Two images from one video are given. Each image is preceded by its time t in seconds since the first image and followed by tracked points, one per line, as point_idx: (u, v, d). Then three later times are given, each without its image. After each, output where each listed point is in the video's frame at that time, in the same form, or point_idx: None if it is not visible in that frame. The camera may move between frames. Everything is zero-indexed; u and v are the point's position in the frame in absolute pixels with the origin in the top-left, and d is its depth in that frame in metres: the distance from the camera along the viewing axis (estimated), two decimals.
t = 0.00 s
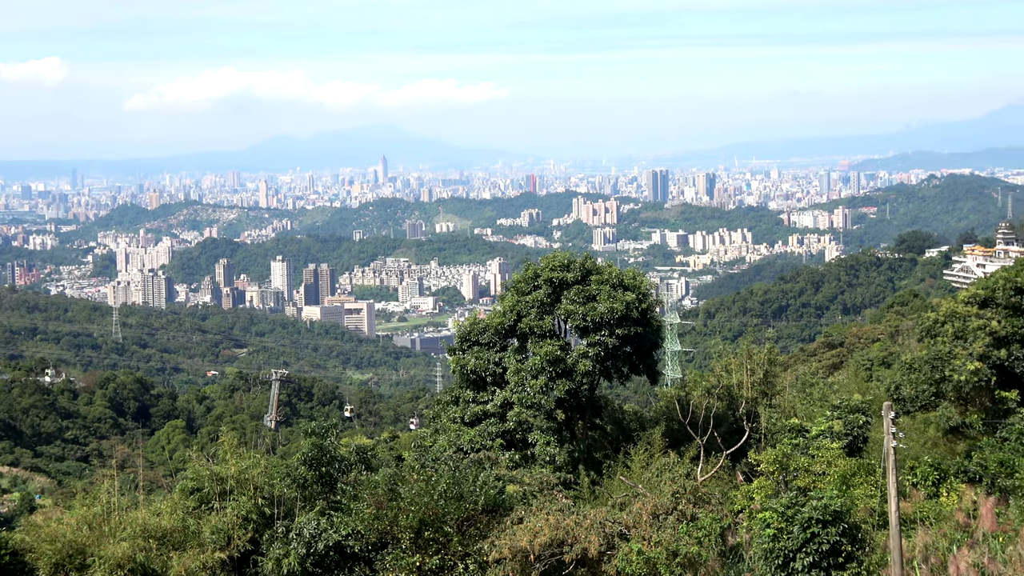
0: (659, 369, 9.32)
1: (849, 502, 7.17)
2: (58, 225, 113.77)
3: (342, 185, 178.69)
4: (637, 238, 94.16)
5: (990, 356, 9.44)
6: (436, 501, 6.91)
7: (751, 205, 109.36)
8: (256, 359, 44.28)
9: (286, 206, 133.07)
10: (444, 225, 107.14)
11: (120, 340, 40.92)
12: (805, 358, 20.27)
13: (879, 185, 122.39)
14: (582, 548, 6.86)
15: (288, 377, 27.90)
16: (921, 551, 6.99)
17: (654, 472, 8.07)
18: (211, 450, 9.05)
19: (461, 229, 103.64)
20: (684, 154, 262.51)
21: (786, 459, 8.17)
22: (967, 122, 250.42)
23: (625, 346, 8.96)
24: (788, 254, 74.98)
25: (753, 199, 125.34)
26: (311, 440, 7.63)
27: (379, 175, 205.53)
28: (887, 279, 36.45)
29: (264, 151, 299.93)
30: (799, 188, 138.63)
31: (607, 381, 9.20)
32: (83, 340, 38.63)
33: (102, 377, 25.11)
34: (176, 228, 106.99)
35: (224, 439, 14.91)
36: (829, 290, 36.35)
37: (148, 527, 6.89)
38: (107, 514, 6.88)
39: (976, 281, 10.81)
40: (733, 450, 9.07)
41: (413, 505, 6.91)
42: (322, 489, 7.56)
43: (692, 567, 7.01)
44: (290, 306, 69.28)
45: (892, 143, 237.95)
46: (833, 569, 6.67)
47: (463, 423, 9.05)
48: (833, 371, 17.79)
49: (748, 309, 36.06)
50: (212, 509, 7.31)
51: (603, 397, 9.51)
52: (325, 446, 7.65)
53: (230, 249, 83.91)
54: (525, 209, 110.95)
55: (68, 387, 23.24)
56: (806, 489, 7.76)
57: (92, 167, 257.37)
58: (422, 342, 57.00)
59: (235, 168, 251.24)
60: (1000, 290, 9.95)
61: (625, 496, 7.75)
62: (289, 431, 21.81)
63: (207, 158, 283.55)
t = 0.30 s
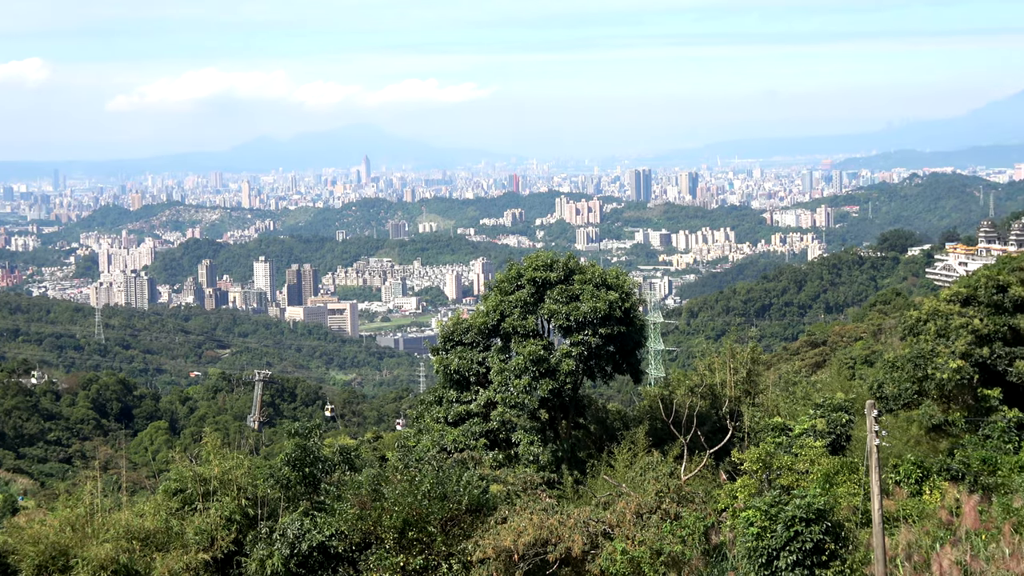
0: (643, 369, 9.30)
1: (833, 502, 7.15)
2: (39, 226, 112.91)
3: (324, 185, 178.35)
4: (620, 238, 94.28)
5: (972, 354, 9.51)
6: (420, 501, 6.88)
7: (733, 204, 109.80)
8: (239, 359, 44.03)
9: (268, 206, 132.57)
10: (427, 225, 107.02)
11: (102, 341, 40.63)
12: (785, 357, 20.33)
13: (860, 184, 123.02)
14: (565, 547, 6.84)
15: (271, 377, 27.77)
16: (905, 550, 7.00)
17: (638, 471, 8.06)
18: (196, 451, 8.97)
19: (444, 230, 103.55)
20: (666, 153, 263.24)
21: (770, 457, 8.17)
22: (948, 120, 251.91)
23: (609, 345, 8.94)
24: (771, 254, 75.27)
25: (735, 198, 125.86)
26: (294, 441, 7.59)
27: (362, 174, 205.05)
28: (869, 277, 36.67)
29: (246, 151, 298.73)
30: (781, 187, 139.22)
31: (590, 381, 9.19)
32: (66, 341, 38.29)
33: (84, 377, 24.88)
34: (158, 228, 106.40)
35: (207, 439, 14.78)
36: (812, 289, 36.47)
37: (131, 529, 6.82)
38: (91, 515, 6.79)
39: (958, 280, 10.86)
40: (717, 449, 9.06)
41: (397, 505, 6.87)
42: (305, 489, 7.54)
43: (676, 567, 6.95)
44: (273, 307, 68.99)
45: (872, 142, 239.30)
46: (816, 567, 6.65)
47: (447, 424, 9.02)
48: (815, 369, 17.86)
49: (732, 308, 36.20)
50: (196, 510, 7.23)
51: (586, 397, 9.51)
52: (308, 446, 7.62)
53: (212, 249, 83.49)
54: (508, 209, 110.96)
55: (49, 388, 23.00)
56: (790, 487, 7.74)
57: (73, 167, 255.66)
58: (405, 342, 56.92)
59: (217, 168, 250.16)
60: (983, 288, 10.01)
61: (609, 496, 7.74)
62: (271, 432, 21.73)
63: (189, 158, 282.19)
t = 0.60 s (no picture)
0: (625, 367, 9.28)
1: (816, 499, 7.17)
2: (19, 225, 111.94)
3: (306, 184, 177.61)
4: (603, 236, 94.37)
5: (953, 351, 9.56)
6: (402, 500, 6.85)
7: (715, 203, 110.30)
8: (221, 359, 43.76)
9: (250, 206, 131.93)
10: (409, 223, 106.79)
11: (84, 340, 40.30)
12: (769, 355, 20.38)
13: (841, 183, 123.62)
14: (549, 545, 6.79)
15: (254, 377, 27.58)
16: (887, 547, 7.02)
17: (620, 469, 8.05)
18: (178, 451, 8.87)
19: (426, 228, 103.40)
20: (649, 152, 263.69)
21: (753, 455, 8.16)
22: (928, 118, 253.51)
23: (590, 344, 8.92)
24: (753, 251, 75.51)
25: (718, 197, 126.24)
26: (276, 439, 7.53)
27: (345, 174, 204.29)
28: (851, 275, 36.83)
29: (228, 151, 297.17)
30: (763, 185, 139.66)
31: (572, 379, 9.17)
32: (47, 341, 37.94)
33: (66, 378, 24.65)
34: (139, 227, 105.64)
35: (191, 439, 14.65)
36: (794, 287, 36.60)
37: (113, 529, 6.75)
38: (73, 515, 6.70)
39: (939, 277, 10.92)
40: (699, 447, 9.04)
41: (380, 504, 6.83)
42: (288, 488, 7.47)
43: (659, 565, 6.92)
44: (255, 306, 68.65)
45: (854, 140, 240.55)
46: (800, 565, 6.65)
47: (429, 422, 8.97)
48: (798, 367, 17.91)
49: (713, 306, 36.26)
50: (178, 509, 7.16)
51: (569, 395, 9.48)
52: (290, 446, 7.56)
53: (194, 249, 83.02)
54: (490, 207, 110.87)
55: (30, 388, 22.79)
56: (772, 484, 7.76)
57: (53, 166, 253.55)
58: (388, 340, 56.78)
59: (198, 168, 248.78)
60: (963, 286, 10.05)
61: (591, 494, 7.73)
62: (254, 432, 21.62)
63: (170, 158, 280.42)
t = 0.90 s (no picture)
0: (607, 365, 9.28)
1: (797, 497, 7.18)
2: None
3: (288, 182, 177.01)
4: (585, 234, 94.46)
5: (935, 349, 9.60)
6: (385, 498, 6.81)
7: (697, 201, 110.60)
8: (203, 357, 43.51)
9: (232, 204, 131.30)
10: (391, 222, 106.61)
11: (65, 339, 39.97)
12: (752, 353, 20.45)
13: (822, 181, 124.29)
14: (531, 544, 6.75)
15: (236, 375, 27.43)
16: (868, 544, 7.04)
17: (603, 467, 8.02)
18: (158, 450, 8.76)
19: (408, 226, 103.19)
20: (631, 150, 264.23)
21: (735, 453, 8.17)
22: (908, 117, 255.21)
23: (573, 342, 8.88)
24: (736, 249, 75.80)
25: (700, 195, 126.66)
26: (259, 438, 7.47)
27: (327, 172, 203.61)
28: (833, 273, 37.05)
29: (209, 148, 295.58)
30: (745, 183, 140.18)
31: (555, 378, 9.15)
32: (29, 340, 37.59)
33: (46, 376, 24.41)
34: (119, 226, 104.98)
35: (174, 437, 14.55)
36: (777, 284, 36.76)
37: (95, 527, 6.64)
38: (54, 515, 6.60)
39: (923, 275, 10.96)
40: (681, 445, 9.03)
41: (363, 502, 6.78)
42: (270, 487, 7.42)
43: (642, 563, 6.88)
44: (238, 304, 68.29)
45: (835, 138, 241.81)
46: (782, 562, 6.64)
47: (411, 421, 8.94)
48: (780, 365, 17.99)
49: (696, 303, 36.28)
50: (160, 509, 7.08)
51: (551, 393, 9.46)
52: (273, 444, 7.51)
53: (176, 247, 82.54)
54: (472, 205, 110.80)
55: (11, 387, 22.56)
56: (755, 482, 7.76)
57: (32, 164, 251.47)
58: (371, 339, 56.64)
59: (179, 166, 247.28)
60: (946, 283, 10.08)
61: (574, 492, 7.71)
62: (236, 431, 21.52)
63: (150, 156, 278.69)
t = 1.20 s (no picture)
0: (589, 364, 9.26)
1: (779, 494, 7.18)
2: None
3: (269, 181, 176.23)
4: (566, 233, 94.51)
5: (916, 347, 9.62)
6: (367, 497, 6.77)
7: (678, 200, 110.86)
8: (184, 356, 43.23)
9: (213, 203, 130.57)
10: (372, 221, 106.33)
11: (45, 339, 39.62)
12: (733, 351, 20.49)
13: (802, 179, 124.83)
14: (513, 542, 6.73)
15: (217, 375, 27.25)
16: (850, 541, 7.05)
17: (584, 465, 8.01)
18: (139, 449, 8.69)
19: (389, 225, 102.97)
20: (612, 149, 264.69)
21: (717, 451, 8.19)
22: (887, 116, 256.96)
23: (554, 341, 8.86)
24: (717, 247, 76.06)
25: (681, 193, 127.02)
26: (239, 438, 7.44)
27: (308, 171, 202.91)
28: (813, 271, 37.24)
29: (189, 148, 293.85)
30: (726, 182, 140.66)
31: (536, 377, 9.13)
32: (8, 340, 37.21)
33: (26, 376, 24.16)
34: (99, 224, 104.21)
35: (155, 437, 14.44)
36: (757, 283, 36.89)
37: (75, 527, 6.56)
38: (36, 514, 6.55)
39: (902, 273, 11.01)
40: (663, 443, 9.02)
41: (344, 500, 6.74)
42: (252, 486, 7.38)
43: (623, 561, 6.85)
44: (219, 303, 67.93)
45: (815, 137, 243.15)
46: (763, 561, 6.63)
47: (393, 420, 8.89)
48: (760, 363, 18.04)
49: (677, 302, 36.32)
50: (141, 508, 6.99)
51: (533, 392, 9.44)
52: (254, 443, 7.47)
53: (156, 247, 82.00)
54: (454, 204, 110.68)
55: None
56: (736, 480, 7.79)
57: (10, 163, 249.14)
58: (352, 338, 56.48)
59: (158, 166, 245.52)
60: (926, 281, 10.15)
61: (556, 490, 7.69)
62: (218, 430, 21.39)
63: (129, 156, 276.71)
